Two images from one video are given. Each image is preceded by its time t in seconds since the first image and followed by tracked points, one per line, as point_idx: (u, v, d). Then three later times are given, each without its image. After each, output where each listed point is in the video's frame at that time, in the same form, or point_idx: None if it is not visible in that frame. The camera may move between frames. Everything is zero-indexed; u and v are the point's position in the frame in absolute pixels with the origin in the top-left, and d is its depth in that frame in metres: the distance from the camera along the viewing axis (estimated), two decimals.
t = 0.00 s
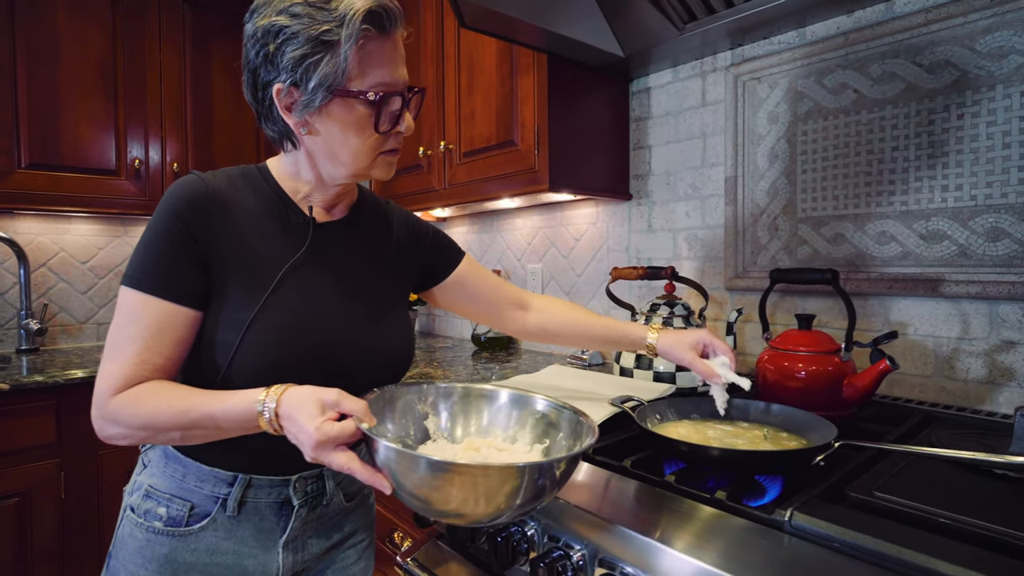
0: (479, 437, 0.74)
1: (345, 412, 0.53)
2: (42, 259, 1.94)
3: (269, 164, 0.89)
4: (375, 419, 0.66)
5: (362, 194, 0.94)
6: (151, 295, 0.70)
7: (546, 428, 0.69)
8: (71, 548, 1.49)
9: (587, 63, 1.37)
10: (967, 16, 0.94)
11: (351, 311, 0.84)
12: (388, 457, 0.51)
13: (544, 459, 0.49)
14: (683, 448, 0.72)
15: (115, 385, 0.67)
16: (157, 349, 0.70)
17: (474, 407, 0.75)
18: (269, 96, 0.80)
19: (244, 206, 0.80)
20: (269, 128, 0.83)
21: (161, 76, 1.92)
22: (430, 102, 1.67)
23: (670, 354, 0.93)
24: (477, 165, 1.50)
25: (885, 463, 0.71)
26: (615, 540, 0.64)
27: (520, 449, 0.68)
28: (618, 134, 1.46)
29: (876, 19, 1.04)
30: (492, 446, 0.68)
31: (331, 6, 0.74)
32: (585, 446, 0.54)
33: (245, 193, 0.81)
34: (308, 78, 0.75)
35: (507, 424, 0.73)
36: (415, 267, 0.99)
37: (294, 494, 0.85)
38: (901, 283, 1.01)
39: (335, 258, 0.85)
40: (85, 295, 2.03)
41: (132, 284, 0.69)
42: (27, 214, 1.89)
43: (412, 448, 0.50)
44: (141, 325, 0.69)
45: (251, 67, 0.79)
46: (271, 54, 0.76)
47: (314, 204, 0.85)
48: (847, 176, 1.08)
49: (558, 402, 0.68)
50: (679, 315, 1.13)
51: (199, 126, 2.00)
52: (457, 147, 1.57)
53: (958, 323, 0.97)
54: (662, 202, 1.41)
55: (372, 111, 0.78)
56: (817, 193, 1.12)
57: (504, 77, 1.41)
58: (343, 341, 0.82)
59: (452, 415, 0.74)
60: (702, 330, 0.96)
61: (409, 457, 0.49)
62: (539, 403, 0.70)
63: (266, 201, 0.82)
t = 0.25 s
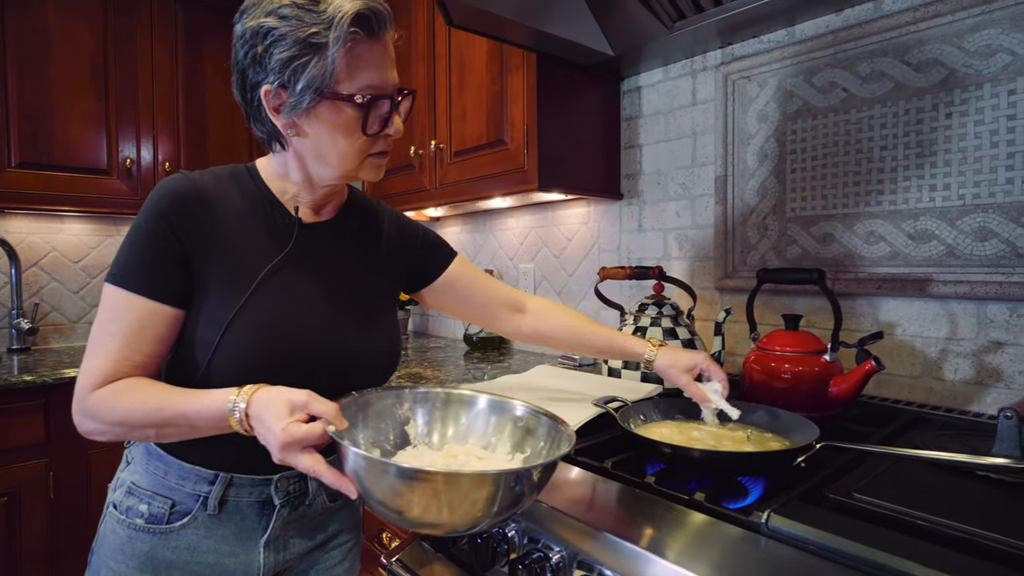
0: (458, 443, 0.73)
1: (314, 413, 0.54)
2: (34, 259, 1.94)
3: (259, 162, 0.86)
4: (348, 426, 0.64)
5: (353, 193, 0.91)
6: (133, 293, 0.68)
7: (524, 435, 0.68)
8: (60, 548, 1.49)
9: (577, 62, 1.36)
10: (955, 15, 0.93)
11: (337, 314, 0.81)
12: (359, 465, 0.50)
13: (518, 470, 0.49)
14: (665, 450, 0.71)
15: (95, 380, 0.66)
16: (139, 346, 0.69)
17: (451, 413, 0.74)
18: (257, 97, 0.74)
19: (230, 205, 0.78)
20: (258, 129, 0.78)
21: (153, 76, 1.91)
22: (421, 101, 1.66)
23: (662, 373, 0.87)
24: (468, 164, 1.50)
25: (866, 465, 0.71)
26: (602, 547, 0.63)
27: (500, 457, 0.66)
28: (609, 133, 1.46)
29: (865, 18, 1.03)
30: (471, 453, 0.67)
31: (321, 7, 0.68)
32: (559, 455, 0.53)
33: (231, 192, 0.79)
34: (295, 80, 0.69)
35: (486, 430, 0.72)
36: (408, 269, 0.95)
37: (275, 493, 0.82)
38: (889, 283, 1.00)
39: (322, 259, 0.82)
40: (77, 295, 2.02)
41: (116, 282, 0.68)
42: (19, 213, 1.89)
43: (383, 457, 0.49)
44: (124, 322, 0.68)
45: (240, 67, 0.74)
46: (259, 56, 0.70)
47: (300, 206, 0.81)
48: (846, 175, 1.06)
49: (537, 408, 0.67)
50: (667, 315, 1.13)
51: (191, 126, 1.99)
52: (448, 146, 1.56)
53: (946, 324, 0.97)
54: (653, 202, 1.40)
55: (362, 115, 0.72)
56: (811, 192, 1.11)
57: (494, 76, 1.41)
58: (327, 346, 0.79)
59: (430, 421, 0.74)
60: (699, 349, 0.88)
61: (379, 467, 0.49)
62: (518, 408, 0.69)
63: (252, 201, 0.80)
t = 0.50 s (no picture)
0: (438, 444, 0.73)
1: (288, 412, 0.55)
2: (27, 258, 1.94)
3: (244, 160, 0.86)
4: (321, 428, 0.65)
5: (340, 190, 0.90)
6: (114, 290, 0.68)
7: (502, 437, 0.69)
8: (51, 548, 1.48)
9: (568, 61, 1.36)
10: (944, 12, 0.92)
11: (321, 313, 0.80)
12: (330, 469, 0.50)
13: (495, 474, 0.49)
14: (648, 450, 0.71)
15: (75, 377, 0.66)
16: (119, 343, 0.68)
17: (430, 414, 0.75)
18: (240, 95, 0.74)
19: (213, 204, 0.77)
20: (242, 126, 0.77)
21: (147, 75, 1.91)
22: (413, 100, 1.66)
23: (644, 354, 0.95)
24: (460, 163, 1.50)
25: (851, 464, 0.70)
26: (592, 552, 0.61)
27: (479, 460, 0.67)
28: (601, 132, 1.45)
29: (855, 15, 1.03)
30: (450, 455, 0.67)
31: (302, 4, 0.67)
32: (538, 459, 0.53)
33: (215, 190, 0.78)
34: (277, 78, 0.69)
35: (465, 432, 0.72)
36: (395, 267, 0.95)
37: (261, 492, 0.80)
38: (879, 282, 1.00)
39: (306, 258, 0.81)
40: (71, 294, 2.02)
41: (98, 279, 0.68)
42: (12, 212, 1.89)
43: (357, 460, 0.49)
44: (105, 320, 0.68)
45: (223, 65, 0.73)
46: (241, 53, 0.70)
47: (285, 203, 0.81)
48: (836, 174, 1.05)
49: (514, 410, 0.68)
50: (657, 314, 1.12)
51: (185, 125, 1.99)
52: (440, 145, 1.56)
53: (935, 323, 0.96)
54: (645, 201, 1.40)
55: (345, 112, 0.72)
56: (801, 190, 1.10)
57: (485, 74, 1.40)
58: (309, 345, 0.79)
59: (409, 423, 0.74)
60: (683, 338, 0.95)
61: (352, 471, 0.49)
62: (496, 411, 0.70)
63: (236, 199, 0.79)
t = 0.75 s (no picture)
0: (426, 445, 0.73)
1: (274, 413, 0.55)
2: (24, 258, 1.94)
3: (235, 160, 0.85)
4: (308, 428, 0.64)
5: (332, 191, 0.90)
6: (103, 291, 0.68)
7: (490, 438, 0.69)
8: (46, 548, 1.49)
9: (563, 61, 1.36)
10: (936, 13, 0.92)
11: (311, 314, 0.80)
12: (317, 471, 0.50)
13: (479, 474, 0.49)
14: (638, 451, 0.70)
15: (64, 377, 0.66)
16: (109, 344, 0.68)
17: (419, 415, 0.75)
18: (228, 95, 0.74)
19: (202, 204, 0.77)
20: (231, 127, 0.77)
21: (143, 75, 1.91)
22: (409, 100, 1.66)
23: (640, 354, 0.94)
24: (455, 163, 1.49)
25: (840, 465, 0.70)
26: (581, 554, 0.61)
27: (468, 461, 0.67)
28: (596, 133, 1.45)
29: (848, 15, 1.02)
30: (439, 456, 0.67)
31: (288, 3, 0.67)
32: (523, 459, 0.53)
33: (205, 191, 0.78)
34: (264, 78, 0.69)
35: (455, 432, 0.73)
36: (387, 268, 0.95)
37: (252, 492, 0.80)
38: (872, 282, 0.99)
39: (296, 258, 0.81)
40: (67, 293, 2.02)
41: (87, 280, 0.68)
42: (8, 212, 1.89)
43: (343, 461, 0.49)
44: (94, 321, 0.67)
45: (211, 65, 0.73)
46: (228, 54, 0.70)
47: (275, 204, 0.81)
48: (830, 174, 1.05)
49: (503, 411, 0.69)
50: (650, 315, 1.12)
51: (181, 125, 1.99)
52: (435, 145, 1.56)
53: (928, 324, 0.96)
54: (640, 201, 1.40)
55: (332, 112, 0.71)
56: (795, 191, 1.10)
57: (480, 74, 1.40)
58: (299, 345, 0.79)
59: (397, 424, 0.75)
60: (679, 336, 0.95)
61: (337, 472, 0.48)
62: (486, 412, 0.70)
63: (227, 200, 0.79)
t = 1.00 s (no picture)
0: (416, 448, 0.73)
1: (262, 413, 0.55)
2: (20, 257, 1.93)
3: (231, 160, 0.85)
4: (296, 429, 0.64)
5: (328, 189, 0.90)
6: (95, 288, 0.68)
7: (481, 441, 0.69)
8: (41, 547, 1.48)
9: (559, 60, 1.36)
10: (931, 13, 0.92)
11: (304, 314, 0.80)
12: (303, 473, 0.50)
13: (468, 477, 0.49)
14: (631, 450, 0.70)
15: (56, 374, 0.66)
16: (101, 342, 0.68)
17: (410, 418, 0.75)
18: (223, 94, 0.74)
19: (196, 203, 0.77)
20: (227, 126, 0.78)
21: (140, 74, 1.91)
22: (406, 99, 1.66)
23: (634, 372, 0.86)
24: (451, 163, 1.49)
25: (833, 464, 0.70)
26: (575, 555, 0.60)
27: (459, 465, 0.67)
28: (592, 132, 1.45)
29: (843, 15, 1.02)
30: (429, 459, 0.67)
31: (282, 3, 0.67)
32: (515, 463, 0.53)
33: (198, 190, 0.78)
34: (257, 77, 0.69)
35: (445, 435, 0.73)
36: (382, 269, 0.94)
37: (243, 491, 0.80)
38: (867, 282, 0.99)
39: (289, 258, 0.81)
40: (63, 292, 2.02)
41: (80, 279, 0.68)
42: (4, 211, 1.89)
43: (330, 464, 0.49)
44: (86, 318, 0.67)
45: (206, 65, 0.74)
46: (222, 53, 0.70)
47: (269, 204, 0.80)
48: (825, 174, 1.05)
49: (494, 414, 0.69)
50: (646, 314, 1.12)
51: (178, 124, 1.98)
52: (432, 144, 1.56)
53: (922, 324, 0.96)
54: (636, 201, 1.39)
55: (325, 112, 0.71)
56: (791, 191, 1.10)
57: (477, 73, 1.40)
58: (291, 346, 0.78)
59: (387, 425, 0.74)
60: (680, 356, 0.85)
61: (324, 474, 0.48)
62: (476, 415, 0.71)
63: (220, 198, 0.79)
